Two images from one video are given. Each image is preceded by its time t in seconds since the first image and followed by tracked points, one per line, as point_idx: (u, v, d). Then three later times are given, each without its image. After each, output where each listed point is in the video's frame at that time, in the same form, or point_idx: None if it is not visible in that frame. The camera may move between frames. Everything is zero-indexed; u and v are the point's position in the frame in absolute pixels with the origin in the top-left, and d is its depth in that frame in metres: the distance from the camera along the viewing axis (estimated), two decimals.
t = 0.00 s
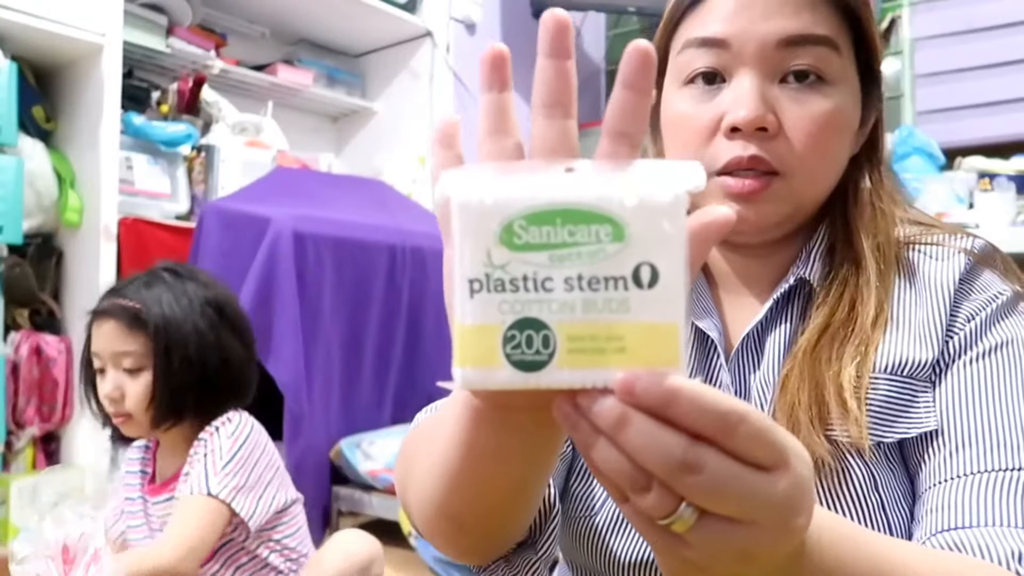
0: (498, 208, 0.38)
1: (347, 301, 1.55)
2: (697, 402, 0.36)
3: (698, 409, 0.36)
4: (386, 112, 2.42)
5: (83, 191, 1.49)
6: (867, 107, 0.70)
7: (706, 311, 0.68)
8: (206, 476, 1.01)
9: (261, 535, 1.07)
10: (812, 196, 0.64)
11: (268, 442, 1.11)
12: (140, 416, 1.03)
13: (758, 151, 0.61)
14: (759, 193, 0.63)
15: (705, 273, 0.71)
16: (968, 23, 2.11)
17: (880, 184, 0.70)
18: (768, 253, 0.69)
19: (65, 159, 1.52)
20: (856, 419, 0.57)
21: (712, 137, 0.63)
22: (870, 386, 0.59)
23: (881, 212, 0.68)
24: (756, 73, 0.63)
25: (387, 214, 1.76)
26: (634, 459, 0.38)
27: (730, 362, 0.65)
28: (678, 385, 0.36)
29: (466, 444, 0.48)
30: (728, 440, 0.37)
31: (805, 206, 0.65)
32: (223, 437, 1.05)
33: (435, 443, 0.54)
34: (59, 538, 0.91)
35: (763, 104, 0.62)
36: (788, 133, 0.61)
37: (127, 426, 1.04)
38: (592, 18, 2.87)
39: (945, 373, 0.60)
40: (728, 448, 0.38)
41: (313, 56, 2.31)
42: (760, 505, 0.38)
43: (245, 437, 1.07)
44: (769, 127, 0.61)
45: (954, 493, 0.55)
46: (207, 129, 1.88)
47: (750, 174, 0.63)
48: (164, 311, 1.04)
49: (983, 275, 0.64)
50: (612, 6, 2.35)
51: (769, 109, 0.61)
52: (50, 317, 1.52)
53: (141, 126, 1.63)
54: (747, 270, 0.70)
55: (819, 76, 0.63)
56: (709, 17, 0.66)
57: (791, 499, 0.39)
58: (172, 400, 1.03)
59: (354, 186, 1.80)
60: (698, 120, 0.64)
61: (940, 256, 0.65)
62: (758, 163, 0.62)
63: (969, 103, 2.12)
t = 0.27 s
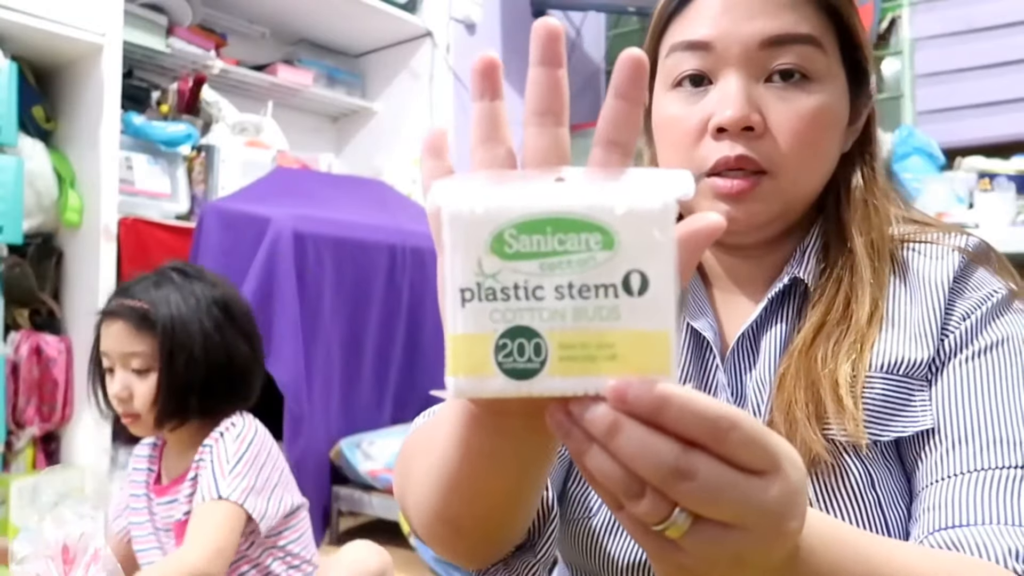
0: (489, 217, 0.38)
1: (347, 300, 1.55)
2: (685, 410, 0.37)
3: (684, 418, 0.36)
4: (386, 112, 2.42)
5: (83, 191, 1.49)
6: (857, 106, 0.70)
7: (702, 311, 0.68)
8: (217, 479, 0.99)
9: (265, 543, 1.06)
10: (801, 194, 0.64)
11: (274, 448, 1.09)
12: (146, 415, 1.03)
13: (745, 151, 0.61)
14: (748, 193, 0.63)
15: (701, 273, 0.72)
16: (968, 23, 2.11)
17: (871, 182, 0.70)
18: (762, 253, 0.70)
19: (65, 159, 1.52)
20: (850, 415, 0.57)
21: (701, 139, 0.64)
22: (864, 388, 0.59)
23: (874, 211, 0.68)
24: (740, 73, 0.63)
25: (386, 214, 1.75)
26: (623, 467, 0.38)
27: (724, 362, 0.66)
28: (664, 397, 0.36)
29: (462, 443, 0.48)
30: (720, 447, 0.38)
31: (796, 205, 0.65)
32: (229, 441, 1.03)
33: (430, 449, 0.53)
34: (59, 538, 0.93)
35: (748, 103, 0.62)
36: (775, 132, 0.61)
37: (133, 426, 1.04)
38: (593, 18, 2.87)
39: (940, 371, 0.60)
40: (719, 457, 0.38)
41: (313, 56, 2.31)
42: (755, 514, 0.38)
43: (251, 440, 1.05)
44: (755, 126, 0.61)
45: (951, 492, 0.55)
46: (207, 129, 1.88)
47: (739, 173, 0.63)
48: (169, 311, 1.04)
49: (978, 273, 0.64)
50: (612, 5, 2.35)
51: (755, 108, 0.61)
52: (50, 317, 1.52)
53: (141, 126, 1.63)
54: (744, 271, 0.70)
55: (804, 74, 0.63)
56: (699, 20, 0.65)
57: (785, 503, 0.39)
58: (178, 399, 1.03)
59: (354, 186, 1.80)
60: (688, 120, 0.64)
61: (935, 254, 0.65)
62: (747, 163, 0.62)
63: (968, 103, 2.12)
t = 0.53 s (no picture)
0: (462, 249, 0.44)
1: (347, 302, 1.55)
2: (614, 396, 0.38)
3: (615, 404, 0.38)
4: (386, 112, 2.42)
5: (83, 191, 1.49)
6: (810, 101, 0.69)
7: (686, 316, 0.70)
8: (247, 478, 0.99)
9: (286, 544, 1.06)
10: (732, 203, 0.65)
11: (296, 447, 1.08)
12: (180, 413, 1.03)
13: (653, 176, 0.65)
14: (669, 213, 0.65)
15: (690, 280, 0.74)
16: (968, 23, 2.11)
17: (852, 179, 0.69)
18: (748, 256, 0.70)
19: (65, 159, 1.52)
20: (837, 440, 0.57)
21: (625, 169, 0.67)
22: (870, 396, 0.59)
23: (848, 206, 0.67)
24: (645, 100, 0.66)
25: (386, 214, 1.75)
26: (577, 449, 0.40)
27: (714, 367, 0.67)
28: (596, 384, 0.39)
29: (481, 459, 0.55)
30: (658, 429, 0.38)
31: (737, 214, 0.66)
32: (255, 438, 1.02)
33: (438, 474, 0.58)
34: (59, 538, 0.93)
35: (651, 132, 0.64)
36: (670, 153, 0.64)
37: (164, 422, 1.04)
38: (593, 18, 2.87)
39: (946, 374, 0.60)
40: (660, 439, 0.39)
41: (314, 56, 2.31)
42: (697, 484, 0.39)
43: (275, 438, 1.04)
44: (651, 149, 0.64)
45: (962, 495, 0.55)
46: (207, 128, 1.88)
47: (661, 197, 0.65)
48: (210, 312, 1.04)
49: (982, 272, 0.64)
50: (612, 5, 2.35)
51: (653, 133, 0.64)
52: (50, 317, 1.51)
53: (140, 126, 1.63)
54: (726, 280, 0.72)
55: (700, 85, 0.64)
56: (642, 47, 0.66)
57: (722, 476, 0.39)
58: (211, 402, 1.03)
59: (354, 187, 1.80)
60: (617, 151, 0.68)
61: (936, 253, 0.65)
62: (660, 185, 0.65)
63: (968, 103, 2.12)
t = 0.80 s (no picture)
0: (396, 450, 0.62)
1: (348, 302, 1.55)
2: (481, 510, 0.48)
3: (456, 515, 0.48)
4: (386, 112, 2.42)
5: (83, 191, 1.49)
6: (715, 120, 0.63)
7: (640, 327, 0.68)
8: (292, 473, 1.00)
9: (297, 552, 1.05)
10: (655, 226, 0.63)
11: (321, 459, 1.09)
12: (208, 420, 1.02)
13: (576, 212, 0.64)
14: (596, 244, 0.65)
15: (655, 288, 0.71)
16: (968, 23, 2.11)
17: (770, 188, 0.61)
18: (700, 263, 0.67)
19: (65, 159, 1.52)
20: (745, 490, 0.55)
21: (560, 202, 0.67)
22: (815, 404, 0.56)
23: (762, 203, 0.61)
24: (564, 137, 0.65)
25: (388, 214, 1.75)
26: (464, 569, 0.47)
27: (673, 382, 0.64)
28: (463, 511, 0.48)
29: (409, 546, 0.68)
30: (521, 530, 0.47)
31: (665, 233, 0.64)
32: (292, 438, 1.04)
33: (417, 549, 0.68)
34: (59, 538, 0.93)
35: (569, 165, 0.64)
36: (585, 189, 0.63)
37: (189, 428, 1.03)
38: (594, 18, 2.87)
39: (907, 373, 0.57)
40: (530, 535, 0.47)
41: (314, 56, 2.31)
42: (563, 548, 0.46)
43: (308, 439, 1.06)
44: (571, 187, 0.64)
45: (947, 499, 0.53)
46: (207, 129, 1.87)
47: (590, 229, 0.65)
48: (237, 319, 1.04)
49: (944, 264, 0.59)
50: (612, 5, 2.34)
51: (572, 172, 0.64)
52: (50, 317, 1.51)
53: (141, 126, 1.64)
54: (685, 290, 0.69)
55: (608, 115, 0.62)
56: (561, 84, 0.64)
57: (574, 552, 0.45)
58: (244, 409, 1.04)
59: (355, 187, 1.80)
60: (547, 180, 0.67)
61: (898, 248, 0.60)
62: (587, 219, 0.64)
63: (968, 103, 2.12)
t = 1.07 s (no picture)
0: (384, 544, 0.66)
1: (348, 302, 1.55)
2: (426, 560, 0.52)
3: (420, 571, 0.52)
4: (386, 112, 2.42)
5: (83, 191, 1.49)
6: (647, 135, 0.59)
7: (597, 328, 0.65)
8: (323, 463, 1.03)
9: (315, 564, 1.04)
10: (595, 240, 0.61)
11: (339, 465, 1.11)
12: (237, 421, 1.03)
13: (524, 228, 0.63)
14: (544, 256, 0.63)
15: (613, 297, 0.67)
16: (968, 23, 2.11)
17: (687, 200, 0.57)
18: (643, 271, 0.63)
19: (65, 159, 1.52)
20: (621, 489, 0.56)
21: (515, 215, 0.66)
22: (735, 403, 0.53)
23: (679, 208, 0.57)
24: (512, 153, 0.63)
25: (387, 214, 1.75)
26: None
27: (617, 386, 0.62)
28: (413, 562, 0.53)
29: None
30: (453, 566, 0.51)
31: (605, 248, 0.62)
32: (315, 433, 1.06)
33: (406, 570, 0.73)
34: (59, 538, 0.92)
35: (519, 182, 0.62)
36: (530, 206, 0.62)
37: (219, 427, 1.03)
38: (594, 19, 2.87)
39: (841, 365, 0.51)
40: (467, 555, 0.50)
41: (314, 56, 2.32)
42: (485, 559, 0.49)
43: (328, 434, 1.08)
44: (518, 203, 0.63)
45: (887, 493, 0.47)
46: (207, 128, 1.87)
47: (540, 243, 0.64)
48: (264, 322, 1.04)
49: (880, 254, 0.53)
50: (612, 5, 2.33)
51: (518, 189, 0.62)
52: (50, 317, 1.51)
53: (141, 126, 1.64)
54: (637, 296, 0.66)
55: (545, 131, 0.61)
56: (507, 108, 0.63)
57: None
58: (269, 411, 1.05)
59: (355, 187, 1.80)
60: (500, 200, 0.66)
61: (829, 247, 0.54)
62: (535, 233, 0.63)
63: (968, 103, 2.12)
